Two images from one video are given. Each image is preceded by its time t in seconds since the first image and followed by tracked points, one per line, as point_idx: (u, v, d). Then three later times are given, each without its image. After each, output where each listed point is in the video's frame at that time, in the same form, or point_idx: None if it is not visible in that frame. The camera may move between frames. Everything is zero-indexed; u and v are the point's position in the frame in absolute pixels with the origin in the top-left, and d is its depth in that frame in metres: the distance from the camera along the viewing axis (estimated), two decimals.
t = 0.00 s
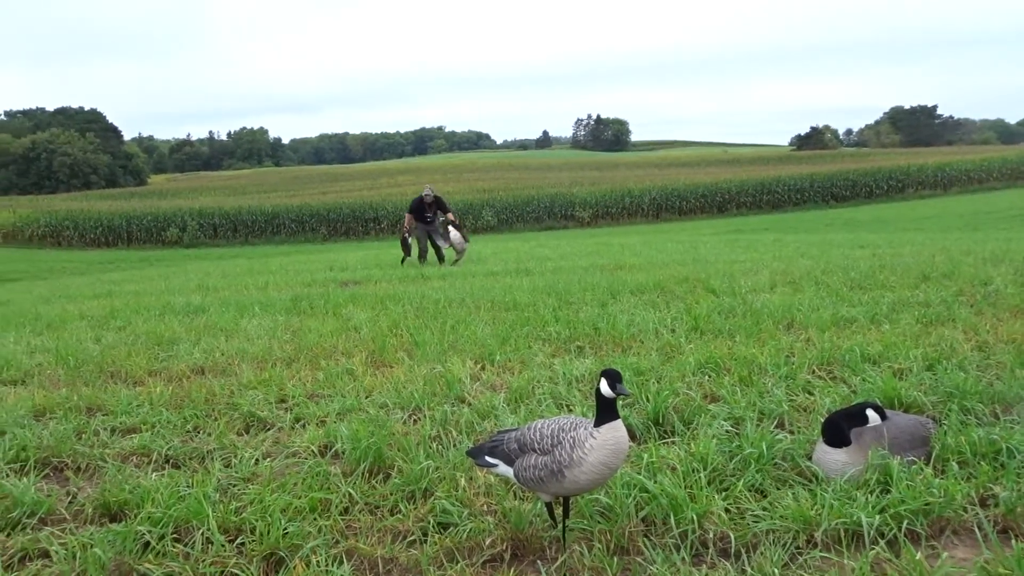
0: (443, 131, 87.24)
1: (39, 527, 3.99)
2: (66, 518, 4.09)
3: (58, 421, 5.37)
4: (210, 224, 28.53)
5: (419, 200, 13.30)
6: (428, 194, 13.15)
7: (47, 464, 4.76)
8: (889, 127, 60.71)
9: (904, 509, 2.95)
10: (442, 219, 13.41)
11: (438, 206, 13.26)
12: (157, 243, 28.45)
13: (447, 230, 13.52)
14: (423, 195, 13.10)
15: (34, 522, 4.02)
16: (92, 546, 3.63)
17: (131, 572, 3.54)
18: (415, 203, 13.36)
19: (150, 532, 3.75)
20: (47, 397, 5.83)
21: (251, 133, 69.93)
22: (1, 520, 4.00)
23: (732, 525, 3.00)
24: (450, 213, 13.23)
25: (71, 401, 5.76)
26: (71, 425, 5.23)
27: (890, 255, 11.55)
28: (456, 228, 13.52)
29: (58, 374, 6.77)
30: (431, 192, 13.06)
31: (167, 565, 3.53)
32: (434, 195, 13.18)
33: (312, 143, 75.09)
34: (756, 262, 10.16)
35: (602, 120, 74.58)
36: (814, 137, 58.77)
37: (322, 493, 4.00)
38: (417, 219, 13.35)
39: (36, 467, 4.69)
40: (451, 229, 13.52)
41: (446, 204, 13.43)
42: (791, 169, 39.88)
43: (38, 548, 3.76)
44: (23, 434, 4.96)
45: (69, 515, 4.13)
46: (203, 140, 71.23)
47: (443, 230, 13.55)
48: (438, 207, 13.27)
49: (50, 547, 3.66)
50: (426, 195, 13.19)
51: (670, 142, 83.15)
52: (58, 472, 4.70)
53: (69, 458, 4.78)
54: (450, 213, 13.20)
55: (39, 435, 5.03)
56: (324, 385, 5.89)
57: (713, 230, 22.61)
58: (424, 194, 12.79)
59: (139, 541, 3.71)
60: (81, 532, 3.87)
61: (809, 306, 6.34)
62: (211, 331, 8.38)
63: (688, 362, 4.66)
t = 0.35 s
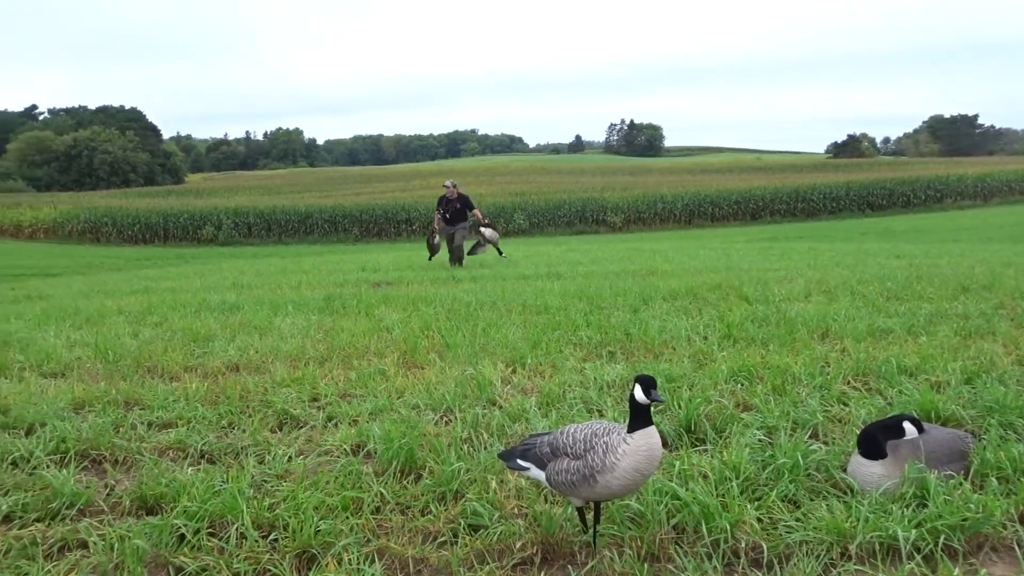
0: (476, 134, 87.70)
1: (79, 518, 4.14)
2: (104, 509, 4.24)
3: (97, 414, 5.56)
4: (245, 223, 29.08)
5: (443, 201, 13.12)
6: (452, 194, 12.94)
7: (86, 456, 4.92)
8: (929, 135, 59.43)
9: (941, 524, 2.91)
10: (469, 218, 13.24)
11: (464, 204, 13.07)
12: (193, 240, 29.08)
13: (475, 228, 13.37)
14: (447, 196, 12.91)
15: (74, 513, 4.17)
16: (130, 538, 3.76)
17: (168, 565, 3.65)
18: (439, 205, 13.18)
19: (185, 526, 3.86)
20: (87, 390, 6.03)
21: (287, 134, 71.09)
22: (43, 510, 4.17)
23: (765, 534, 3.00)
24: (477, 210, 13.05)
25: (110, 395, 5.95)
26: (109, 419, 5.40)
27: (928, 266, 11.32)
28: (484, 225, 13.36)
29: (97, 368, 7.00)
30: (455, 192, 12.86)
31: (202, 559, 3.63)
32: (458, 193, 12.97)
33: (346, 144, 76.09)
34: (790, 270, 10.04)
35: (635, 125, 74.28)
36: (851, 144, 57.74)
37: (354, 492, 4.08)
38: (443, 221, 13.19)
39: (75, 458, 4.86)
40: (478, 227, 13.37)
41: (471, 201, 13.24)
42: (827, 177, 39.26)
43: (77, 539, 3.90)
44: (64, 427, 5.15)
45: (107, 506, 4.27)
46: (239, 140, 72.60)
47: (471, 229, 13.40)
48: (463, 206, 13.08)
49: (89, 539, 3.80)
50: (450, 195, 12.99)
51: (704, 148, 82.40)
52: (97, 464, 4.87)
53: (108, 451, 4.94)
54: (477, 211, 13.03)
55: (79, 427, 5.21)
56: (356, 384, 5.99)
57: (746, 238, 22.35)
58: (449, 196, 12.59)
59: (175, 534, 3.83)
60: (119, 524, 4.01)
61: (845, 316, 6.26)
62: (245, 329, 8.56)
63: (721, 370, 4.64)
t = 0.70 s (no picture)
0: (502, 140, 87.99)
1: (112, 514, 4.25)
2: (136, 506, 4.34)
3: (129, 413, 5.69)
4: (273, 226, 29.50)
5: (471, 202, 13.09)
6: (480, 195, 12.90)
7: (119, 454, 5.05)
8: (962, 142, 58.33)
9: (977, 536, 2.86)
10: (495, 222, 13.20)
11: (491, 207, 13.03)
12: (222, 243, 29.58)
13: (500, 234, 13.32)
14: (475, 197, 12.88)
15: (107, 510, 4.27)
16: (161, 535, 3.84)
17: (198, 562, 3.73)
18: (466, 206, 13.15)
19: (216, 525, 3.94)
20: (120, 390, 6.18)
21: (315, 138, 72.02)
22: (77, 506, 4.28)
23: (795, 543, 2.97)
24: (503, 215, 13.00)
25: (142, 395, 6.09)
26: (141, 417, 5.53)
27: (961, 274, 11.11)
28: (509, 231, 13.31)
29: (129, 367, 7.17)
30: (484, 193, 12.83)
31: (232, 557, 3.71)
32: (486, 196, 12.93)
33: (373, 149, 76.86)
34: (819, 277, 9.92)
35: (661, 131, 73.96)
36: (881, 150, 56.87)
37: (381, 494, 4.13)
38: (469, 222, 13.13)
39: (108, 456, 4.99)
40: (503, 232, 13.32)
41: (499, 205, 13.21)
42: (857, 183, 38.72)
43: (110, 535, 4.01)
44: (98, 425, 5.28)
45: (138, 504, 4.37)
46: (269, 144, 73.73)
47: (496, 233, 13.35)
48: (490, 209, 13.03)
49: (122, 536, 3.90)
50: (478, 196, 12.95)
51: (731, 154, 81.76)
52: (130, 462, 4.99)
53: (139, 450, 5.05)
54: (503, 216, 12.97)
55: (112, 426, 5.34)
56: (383, 387, 6.05)
57: (774, 244, 22.12)
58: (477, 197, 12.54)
59: (206, 532, 3.91)
60: (150, 521, 4.11)
61: (876, 324, 6.17)
62: (274, 330, 8.70)
63: (749, 377, 4.60)
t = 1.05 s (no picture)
0: (527, 145, 88.18)
1: (144, 515, 4.35)
2: (167, 507, 4.44)
3: (160, 415, 5.82)
4: (300, 232, 29.90)
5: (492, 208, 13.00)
6: (501, 201, 12.81)
7: (151, 456, 5.16)
8: (996, 146, 57.15)
9: (1013, 546, 2.80)
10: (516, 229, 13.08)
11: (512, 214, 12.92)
12: (250, 248, 30.05)
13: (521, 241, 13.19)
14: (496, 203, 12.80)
15: (139, 510, 4.38)
16: (192, 536, 3.93)
17: (228, 562, 3.80)
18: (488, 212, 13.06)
19: (245, 526, 4.02)
20: (151, 392, 6.32)
21: (342, 145, 72.87)
22: (111, 506, 4.40)
23: (825, 551, 2.94)
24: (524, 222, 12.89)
25: (172, 397, 6.22)
26: (173, 420, 5.65)
27: (996, 280, 10.89)
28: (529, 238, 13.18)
29: (161, 370, 7.32)
30: (505, 199, 12.74)
31: (261, 558, 3.78)
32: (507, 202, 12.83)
33: (399, 155, 77.55)
34: (849, 283, 9.79)
35: (687, 136, 73.55)
36: (912, 155, 55.90)
37: (408, 497, 4.17)
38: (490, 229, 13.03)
39: (141, 458, 5.11)
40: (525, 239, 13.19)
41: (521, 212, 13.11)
42: (887, 188, 38.12)
43: (143, 535, 4.10)
44: (131, 427, 5.41)
45: (169, 505, 4.47)
46: (297, 151, 74.80)
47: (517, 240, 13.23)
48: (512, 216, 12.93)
49: (155, 536, 3.99)
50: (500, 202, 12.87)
51: (758, 159, 81.00)
52: (160, 463, 5.10)
53: (170, 451, 5.17)
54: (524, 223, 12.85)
55: (144, 428, 5.47)
56: (409, 391, 6.11)
57: (803, 250, 21.84)
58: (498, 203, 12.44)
59: (236, 533, 3.99)
60: (182, 522, 4.20)
61: (907, 330, 6.07)
62: (301, 335, 8.83)
63: (777, 384, 4.56)
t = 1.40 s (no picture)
0: (547, 151, 88.28)
1: (169, 515, 4.44)
2: (192, 508, 4.52)
3: (184, 418, 5.92)
4: (322, 237, 30.20)
5: (503, 209, 12.79)
6: (513, 200, 12.60)
7: (176, 457, 5.26)
8: None
9: None
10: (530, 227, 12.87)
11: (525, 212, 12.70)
12: (273, 253, 30.41)
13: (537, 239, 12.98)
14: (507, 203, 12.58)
15: (164, 511, 4.46)
16: (217, 536, 4.01)
17: (252, 563, 3.87)
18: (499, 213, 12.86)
19: (269, 526, 4.08)
20: (176, 395, 6.44)
21: (363, 151, 73.52)
22: (137, 507, 4.49)
23: (849, 555, 2.93)
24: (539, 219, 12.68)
25: (197, 400, 6.33)
26: (197, 422, 5.75)
27: None
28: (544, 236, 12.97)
29: (185, 374, 7.45)
30: (516, 198, 12.53)
31: (284, 558, 3.84)
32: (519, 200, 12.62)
33: (420, 161, 78.05)
34: (873, 287, 9.69)
35: (709, 140, 73.18)
36: (936, 159, 55.13)
37: (430, 499, 4.21)
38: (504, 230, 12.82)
39: (166, 459, 5.21)
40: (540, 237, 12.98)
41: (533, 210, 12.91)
42: (912, 192, 37.63)
43: (168, 535, 4.19)
44: (156, 429, 5.52)
45: (194, 505, 4.55)
46: (318, 157, 75.56)
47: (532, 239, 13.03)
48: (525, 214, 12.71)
49: (180, 537, 4.07)
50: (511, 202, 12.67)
51: (780, 163, 80.30)
52: (185, 465, 5.20)
53: (194, 453, 5.26)
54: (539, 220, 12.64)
55: (169, 430, 5.58)
56: (431, 395, 6.16)
57: (825, 254, 21.62)
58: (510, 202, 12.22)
59: (260, 534, 4.06)
60: (206, 523, 4.28)
61: (932, 334, 6.00)
62: (323, 339, 8.93)
63: (800, 387, 4.53)
